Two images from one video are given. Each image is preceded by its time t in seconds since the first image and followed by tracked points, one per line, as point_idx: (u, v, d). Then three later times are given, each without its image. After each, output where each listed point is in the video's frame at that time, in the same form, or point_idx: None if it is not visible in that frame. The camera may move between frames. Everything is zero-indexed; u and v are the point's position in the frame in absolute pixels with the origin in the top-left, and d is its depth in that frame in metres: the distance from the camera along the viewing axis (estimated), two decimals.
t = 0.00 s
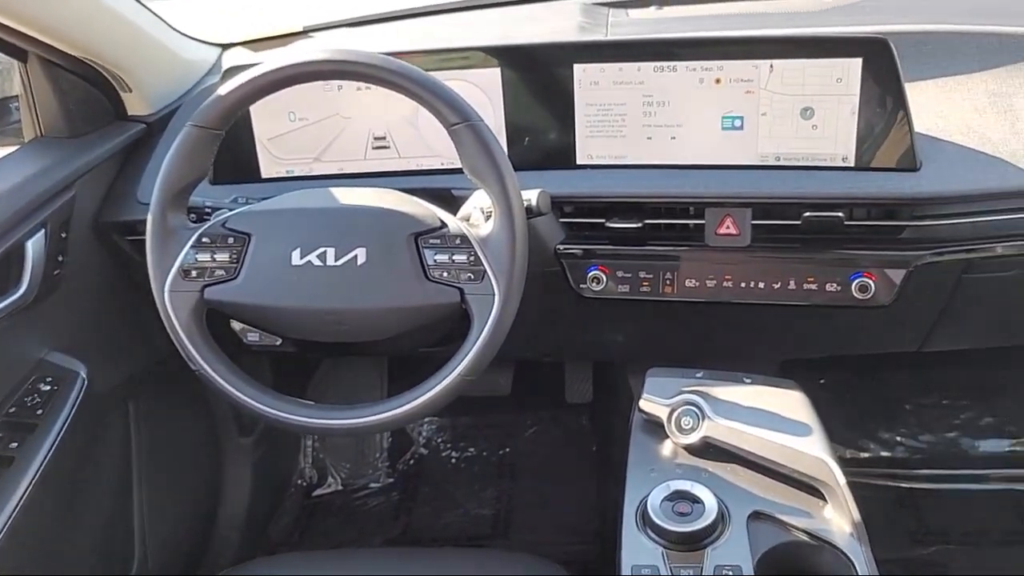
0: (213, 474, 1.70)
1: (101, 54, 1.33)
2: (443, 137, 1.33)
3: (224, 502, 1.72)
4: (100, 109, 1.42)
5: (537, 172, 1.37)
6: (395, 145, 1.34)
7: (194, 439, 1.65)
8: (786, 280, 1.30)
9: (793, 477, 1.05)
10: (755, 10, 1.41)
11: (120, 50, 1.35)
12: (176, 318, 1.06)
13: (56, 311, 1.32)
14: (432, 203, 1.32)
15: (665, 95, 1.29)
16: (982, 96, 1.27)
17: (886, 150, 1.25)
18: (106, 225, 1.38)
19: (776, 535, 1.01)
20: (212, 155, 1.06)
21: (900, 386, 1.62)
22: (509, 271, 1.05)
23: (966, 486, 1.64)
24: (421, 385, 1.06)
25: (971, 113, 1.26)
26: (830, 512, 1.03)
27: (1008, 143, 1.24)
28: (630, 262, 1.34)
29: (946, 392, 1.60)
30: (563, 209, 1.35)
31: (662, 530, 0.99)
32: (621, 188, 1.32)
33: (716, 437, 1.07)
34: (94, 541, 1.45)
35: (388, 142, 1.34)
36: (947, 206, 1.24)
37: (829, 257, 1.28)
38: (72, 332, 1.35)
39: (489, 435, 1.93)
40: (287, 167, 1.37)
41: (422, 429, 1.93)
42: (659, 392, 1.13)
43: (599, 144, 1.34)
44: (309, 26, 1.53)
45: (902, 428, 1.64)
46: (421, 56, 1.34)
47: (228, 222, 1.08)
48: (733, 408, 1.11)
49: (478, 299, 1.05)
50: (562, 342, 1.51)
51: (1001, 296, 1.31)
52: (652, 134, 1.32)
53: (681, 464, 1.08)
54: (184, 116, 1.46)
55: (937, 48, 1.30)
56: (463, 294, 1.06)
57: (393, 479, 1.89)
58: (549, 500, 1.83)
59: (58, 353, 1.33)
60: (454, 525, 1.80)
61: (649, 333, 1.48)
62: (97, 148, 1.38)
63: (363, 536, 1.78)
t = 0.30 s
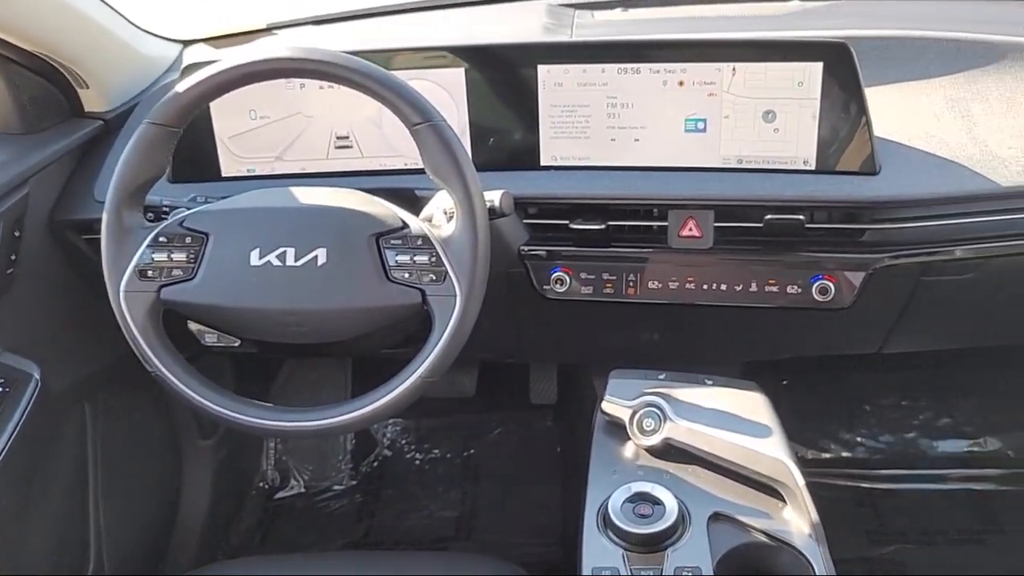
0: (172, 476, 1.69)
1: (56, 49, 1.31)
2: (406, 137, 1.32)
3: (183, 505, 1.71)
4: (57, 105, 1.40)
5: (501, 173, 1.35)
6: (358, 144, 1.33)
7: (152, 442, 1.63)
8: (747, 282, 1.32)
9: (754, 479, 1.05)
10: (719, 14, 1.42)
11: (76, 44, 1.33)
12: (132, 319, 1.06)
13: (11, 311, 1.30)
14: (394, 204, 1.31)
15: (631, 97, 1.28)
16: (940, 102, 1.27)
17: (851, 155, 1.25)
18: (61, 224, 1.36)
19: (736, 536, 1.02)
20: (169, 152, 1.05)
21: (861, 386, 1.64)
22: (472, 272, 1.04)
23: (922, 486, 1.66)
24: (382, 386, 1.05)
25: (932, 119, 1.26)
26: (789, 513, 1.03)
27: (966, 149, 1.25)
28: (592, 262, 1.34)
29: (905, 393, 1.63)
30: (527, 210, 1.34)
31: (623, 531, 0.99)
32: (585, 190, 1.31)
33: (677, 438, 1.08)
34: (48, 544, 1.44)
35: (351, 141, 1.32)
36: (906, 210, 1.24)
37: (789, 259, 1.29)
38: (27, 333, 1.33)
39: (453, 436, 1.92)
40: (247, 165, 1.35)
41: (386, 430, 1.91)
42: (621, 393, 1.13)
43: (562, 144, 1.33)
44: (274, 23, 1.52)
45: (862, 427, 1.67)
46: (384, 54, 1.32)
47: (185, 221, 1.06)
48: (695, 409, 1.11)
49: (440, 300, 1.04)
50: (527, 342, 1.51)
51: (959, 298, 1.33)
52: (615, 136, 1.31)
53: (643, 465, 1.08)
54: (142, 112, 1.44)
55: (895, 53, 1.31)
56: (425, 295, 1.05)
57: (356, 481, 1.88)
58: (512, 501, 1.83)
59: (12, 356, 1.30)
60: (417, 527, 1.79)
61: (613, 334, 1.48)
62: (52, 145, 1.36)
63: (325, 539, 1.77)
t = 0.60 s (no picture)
0: (130, 482, 1.67)
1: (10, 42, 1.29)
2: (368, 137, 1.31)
3: (141, 511, 1.69)
4: (11, 102, 1.37)
5: (465, 173, 1.34)
6: (320, 142, 1.32)
7: (110, 443, 1.61)
8: (709, 283, 1.32)
9: (714, 479, 1.06)
10: (681, 17, 1.44)
11: (31, 38, 1.30)
12: (87, 320, 1.04)
13: None
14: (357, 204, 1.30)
15: (594, 98, 1.27)
16: (898, 106, 1.28)
17: (816, 159, 1.26)
18: (15, 222, 1.33)
19: (696, 536, 1.02)
20: (126, 149, 1.03)
21: (824, 386, 1.73)
22: (433, 272, 1.04)
23: (881, 485, 1.73)
24: (344, 387, 1.04)
25: (890, 123, 1.27)
26: (748, 513, 1.04)
27: (924, 152, 1.25)
28: (557, 262, 1.34)
29: (865, 394, 1.73)
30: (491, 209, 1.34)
31: (584, 532, 0.99)
32: (548, 191, 1.30)
33: (639, 439, 1.08)
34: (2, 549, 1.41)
35: (313, 139, 1.31)
36: (864, 211, 1.25)
37: (749, 261, 1.30)
38: None
39: (416, 436, 1.92)
40: (208, 163, 1.34)
41: (350, 431, 1.91)
42: (584, 394, 1.13)
43: (525, 144, 1.32)
44: (237, 20, 1.51)
45: (824, 427, 1.75)
46: (347, 52, 1.31)
47: (142, 219, 1.05)
48: (656, 410, 1.11)
49: (401, 300, 1.04)
50: (490, 342, 1.50)
51: (917, 299, 1.35)
52: (579, 137, 1.29)
53: (605, 465, 1.09)
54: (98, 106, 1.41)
55: (851, 62, 1.30)
56: (386, 295, 1.04)
57: (320, 483, 1.87)
58: (476, 501, 1.83)
59: None
60: (382, 528, 1.78)
61: (578, 335, 1.48)
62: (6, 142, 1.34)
63: (288, 540, 1.75)
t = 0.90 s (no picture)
0: (90, 488, 1.63)
1: None
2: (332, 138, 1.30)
3: (102, 516, 1.65)
4: None
5: (430, 174, 1.33)
6: (284, 142, 1.30)
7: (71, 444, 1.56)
8: (674, 286, 1.33)
9: (678, 481, 1.07)
10: (648, 19, 1.44)
11: None
12: (43, 321, 1.04)
13: None
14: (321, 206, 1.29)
15: (559, 101, 1.26)
16: (860, 110, 1.28)
17: (783, 163, 1.26)
18: None
19: (659, 539, 1.02)
20: (82, 149, 1.02)
21: (793, 387, 1.78)
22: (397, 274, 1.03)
23: (843, 485, 1.77)
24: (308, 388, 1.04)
25: (850, 126, 1.27)
26: (711, 515, 1.04)
27: (886, 156, 1.26)
28: (523, 265, 1.34)
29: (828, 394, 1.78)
30: (457, 211, 1.33)
31: (548, 535, 0.99)
32: (514, 193, 1.30)
33: (603, 442, 1.09)
34: None
35: (277, 140, 1.30)
36: (826, 215, 1.26)
37: (714, 264, 1.31)
38: None
39: (384, 438, 1.92)
40: (170, 164, 1.32)
41: (316, 433, 1.91)
42: (549, 396, 1.14)
43: (490, 146, 1.30)
44: (201, 18, 1.49)
45: (790, 428, 1.79)
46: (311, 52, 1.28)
47: (100, 221, 1.04)
48: (621, 412, 1.12)
49: (364, 303, 1.03)
50: (457, 344, 1.50)
51: (879, 302, 1.36)
52: (545, 139, 1.28)
53: (569, 468, 1.09)
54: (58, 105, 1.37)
55: (827, 62, 1.31)
56: (349, 298, 1.04)
57: (286, 486, 1.85)
58: (443, 504, 1.82)
59: None
60: (348, 531, 1.77)
61: (545, 338, 1.48)
62: None
63: (253, 544, 1.74)
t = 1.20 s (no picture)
0: (46, 492, 1.58)
1: None
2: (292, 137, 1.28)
3: (57, 518, 1.61)
4: None
5: (391, 174, 1.32)
6: (242, 140, 1.29)
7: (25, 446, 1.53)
8: (636, 287, 1.33)
9: (638, 483, 1.07)
10: (611, 20, 1.44)
11: None
12: None
13: None
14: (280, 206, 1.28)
15: (522, 101, 1.25)
16: (820, 112, 1.29)
17: (747, 165, 1.26)
18: None
19: (619, 540, 1.02)
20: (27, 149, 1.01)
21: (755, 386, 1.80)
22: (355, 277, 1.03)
23: (808, 485, 1.77)
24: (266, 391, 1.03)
25: (811, 129, 1.28)
26: (671, 516, 1.04)
27: (845, 158, 1.27)
28: (485, 266, 1.34)
29: (792, 395, 1.80)
30: (418, 211, 1.32)
31: (507, 538, 0.98)
32: (475, 194, 1.30)
33: (564, 443, 1.09)
34: None
35: (235, 139, 1.28)
36: (784, 216, 1.27)
37: (675, 266, 1.31)
38: None
39: (349, 439, 1.91)
40: (124, 163, 1.30)
41: (279, 435, 1.89)
42: (510, 398, 1.14)
43: (451, 146, 1.29)
44: (159, 15, 1.47)
45: (753, 428, 1.81)
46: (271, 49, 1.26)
47: (51, 221, 1.03)
48: (582, 414, 1.12)
49: (322, 305, 1.03)
50: (419, 346, 1.49)
51: (838, 302, 1.37)
52: (507, 139, 1.28)
53: (530, 470, 1.08)
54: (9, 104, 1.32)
55: (782, 65, 1.32)
56: (307, 300, 1.03)
57: (247, 489, 1.83)
58: (406, 507, 1.81)
59: None
60: (310, 535, 1.76)
61: (507, 339, 1.47)
62: None
63: (213, 550, 1.72)
